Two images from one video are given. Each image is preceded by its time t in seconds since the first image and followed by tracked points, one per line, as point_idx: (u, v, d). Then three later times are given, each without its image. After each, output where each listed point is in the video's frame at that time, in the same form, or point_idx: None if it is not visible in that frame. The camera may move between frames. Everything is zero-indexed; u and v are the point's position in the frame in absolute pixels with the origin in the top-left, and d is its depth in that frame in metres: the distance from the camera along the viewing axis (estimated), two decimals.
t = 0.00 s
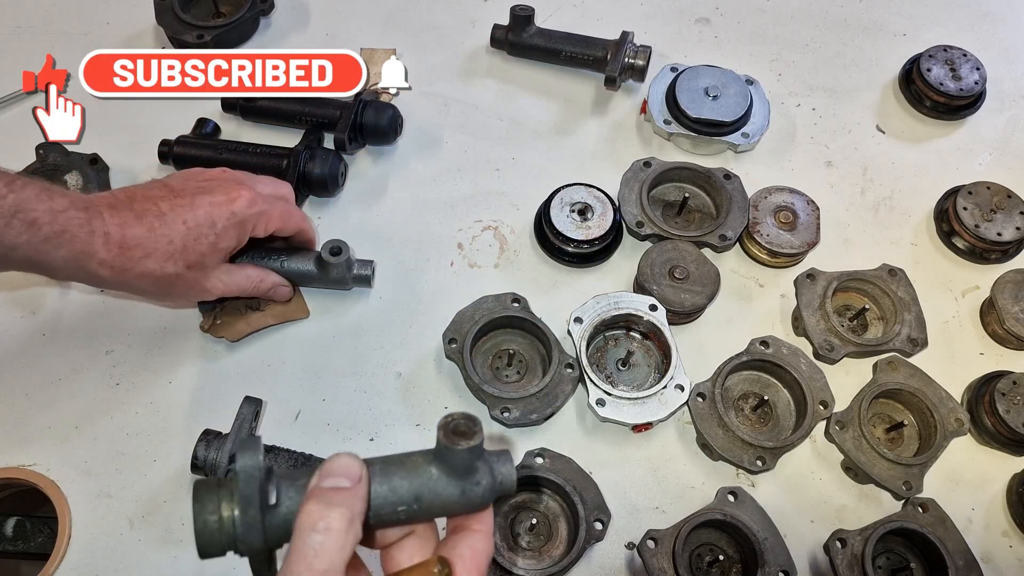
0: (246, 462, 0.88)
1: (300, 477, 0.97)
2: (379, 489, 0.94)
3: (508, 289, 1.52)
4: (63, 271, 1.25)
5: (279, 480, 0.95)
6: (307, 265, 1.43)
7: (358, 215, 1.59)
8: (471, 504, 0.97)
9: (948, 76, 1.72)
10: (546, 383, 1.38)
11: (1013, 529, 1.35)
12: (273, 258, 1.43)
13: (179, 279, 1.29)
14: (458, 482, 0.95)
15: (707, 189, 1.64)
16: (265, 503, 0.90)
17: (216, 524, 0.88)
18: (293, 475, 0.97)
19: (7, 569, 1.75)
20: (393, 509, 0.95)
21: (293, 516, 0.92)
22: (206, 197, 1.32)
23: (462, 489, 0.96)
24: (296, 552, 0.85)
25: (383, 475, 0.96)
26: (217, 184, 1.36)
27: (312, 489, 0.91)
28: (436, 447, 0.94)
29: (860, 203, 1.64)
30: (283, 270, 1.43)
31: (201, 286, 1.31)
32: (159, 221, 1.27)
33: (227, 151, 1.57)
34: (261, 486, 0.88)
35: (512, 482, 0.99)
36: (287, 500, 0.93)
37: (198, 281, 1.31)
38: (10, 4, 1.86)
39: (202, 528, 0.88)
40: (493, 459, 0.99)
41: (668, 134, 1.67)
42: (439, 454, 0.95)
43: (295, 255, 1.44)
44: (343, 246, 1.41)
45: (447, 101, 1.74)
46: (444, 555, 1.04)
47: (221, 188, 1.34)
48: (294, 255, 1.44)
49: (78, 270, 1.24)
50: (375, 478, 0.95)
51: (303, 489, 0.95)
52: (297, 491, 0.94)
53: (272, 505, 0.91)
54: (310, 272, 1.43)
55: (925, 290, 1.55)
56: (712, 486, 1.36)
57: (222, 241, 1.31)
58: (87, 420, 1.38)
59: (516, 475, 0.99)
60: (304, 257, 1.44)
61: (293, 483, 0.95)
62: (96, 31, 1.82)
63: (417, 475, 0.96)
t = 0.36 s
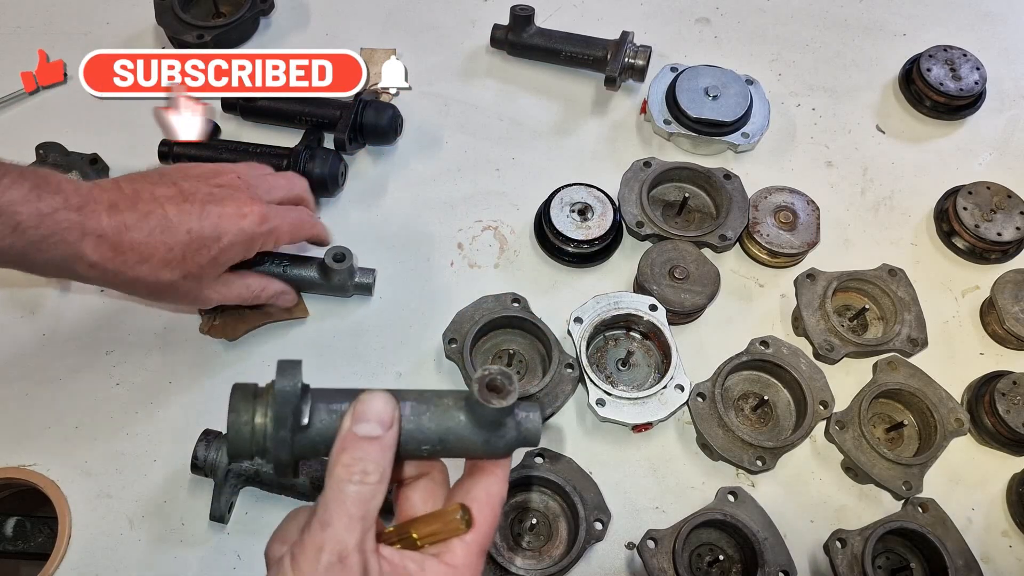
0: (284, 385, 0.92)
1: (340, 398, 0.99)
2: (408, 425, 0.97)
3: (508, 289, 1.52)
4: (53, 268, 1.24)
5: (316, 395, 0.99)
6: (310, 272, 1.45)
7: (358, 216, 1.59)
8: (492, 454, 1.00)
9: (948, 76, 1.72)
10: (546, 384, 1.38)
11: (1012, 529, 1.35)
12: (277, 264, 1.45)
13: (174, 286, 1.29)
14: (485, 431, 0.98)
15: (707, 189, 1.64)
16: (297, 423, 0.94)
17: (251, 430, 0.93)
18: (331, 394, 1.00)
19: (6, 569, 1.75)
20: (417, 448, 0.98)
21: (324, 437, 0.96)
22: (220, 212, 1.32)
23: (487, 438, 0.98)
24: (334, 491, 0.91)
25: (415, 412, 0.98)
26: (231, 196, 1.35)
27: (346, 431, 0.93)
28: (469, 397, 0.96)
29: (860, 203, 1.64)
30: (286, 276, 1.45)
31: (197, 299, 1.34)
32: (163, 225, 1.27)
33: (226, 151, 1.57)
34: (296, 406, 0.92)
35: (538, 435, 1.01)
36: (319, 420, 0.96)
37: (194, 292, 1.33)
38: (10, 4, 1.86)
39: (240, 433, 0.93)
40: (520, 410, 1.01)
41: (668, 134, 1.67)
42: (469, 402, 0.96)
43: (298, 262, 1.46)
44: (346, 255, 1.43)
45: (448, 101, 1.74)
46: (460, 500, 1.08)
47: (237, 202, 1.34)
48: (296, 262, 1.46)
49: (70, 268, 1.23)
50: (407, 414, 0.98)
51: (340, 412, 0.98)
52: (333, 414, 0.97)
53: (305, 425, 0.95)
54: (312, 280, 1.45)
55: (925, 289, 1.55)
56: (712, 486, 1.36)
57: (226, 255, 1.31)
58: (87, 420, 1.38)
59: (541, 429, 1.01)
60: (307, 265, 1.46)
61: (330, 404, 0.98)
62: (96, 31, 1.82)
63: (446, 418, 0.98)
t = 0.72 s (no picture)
0: (252, 344, 0.92)
1: (319, 360, 0.99)
2: (382, 388, 0.96)
3: (509, 290, 1.52)
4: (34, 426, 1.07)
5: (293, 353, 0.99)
6: (308, 276, 1.46)
7: (358, 216, 1.59)
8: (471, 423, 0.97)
9: (948, 76, 1.72)
10: (546, 383, 1.37)
11: (1013, 529, 1.35)
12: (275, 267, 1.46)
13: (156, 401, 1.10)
14: (463, 401, 0.95)
15: (707, 189, 1.64)
16: (269, 380, 0.94)
17: (228, 383, 0.96)
18: (310, 354, 0.99)
19: (6, 569, 1.75)
20: (394, 414, 0.97)
21: (296, 395, 0.97)
22: (97, 287, 1.05)
23: (465, 409, 0.95)
24: (303, 457, 0.91)
25: (391, 375, 0.96)
26: (112, 265, 1.08)
27: (316, 398, 0.91)
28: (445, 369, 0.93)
29: (860, 203, 1.64)
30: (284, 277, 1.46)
31: (150, 430, 1.02)
32: (119, 409, 1.03)
33: (226, 151, 1.57)
34: (265, 364, 0.92)
35: (520, 407, 0.96)
36: (294, 376, 0.97)
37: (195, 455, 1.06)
38: (10, 4, 1.86)
39: (217, 383, 0.97)
40: (502, 382, 0.97)
41: (668, 134, 1.67)
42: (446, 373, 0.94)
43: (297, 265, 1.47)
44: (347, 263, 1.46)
45: (448, 101, 1.74)
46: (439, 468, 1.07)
47: (118, 271, 1.07)
48: (296, 266, 1.47)
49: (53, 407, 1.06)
50: (381, 375, 0.96)
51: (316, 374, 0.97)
52: (306, 373, 0.97)
53: (280, 383, 0.96)
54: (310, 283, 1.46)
55: (925, 289, 1.55)
56: (712, 487, 1.36)
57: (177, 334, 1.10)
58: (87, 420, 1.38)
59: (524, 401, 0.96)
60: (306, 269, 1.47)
61: (307, 364, 0.98)
62: (96, 31, 1.82)
63: (422, 385, 0.96)
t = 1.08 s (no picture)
0: (209, 289, 0.92)
1: (282, 309, 0.99)
2: (344, 337, 0.97)
3: (508, 289, 1.52)
4: None
5: (255, 303, 1.00)
6: (309, 275, 1.45)
7: (358, 216, 1.59)
8: (435, 369, 0.99)
9: (948, 76, 1.72)
10: (546, 384, 1.38)
11: (1013, 529, 1.35)
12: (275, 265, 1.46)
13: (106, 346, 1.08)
14: (424, 347, 0.96)
15: (707, 189, 1.64)
16: (229, 326, 0.95)
17: (189, 334, 1.00)
18: (273, 305, 1.00)
19: (7, 569, 1.75)
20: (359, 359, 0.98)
21: (258, 343, 0.97)
22: (51, 223, 1.07)
23: (427, 355, 0.97)
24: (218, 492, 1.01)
25: (352, 324, 0.97)
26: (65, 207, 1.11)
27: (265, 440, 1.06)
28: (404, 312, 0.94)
29: (860, 203, 1.64)
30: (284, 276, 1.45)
31: (115, 366, 1.03)
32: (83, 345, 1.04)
33: (226, 151, 1.57)
34: (222, 310, 0.93)
35: (482, 353, 0.98)
36: (254, 324, 0.98)
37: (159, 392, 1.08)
38: (10, 4, 1.86)
39: (180, 332, 1.00)
40: (463, 328, 0.98)
41: (668, 134, 1.67)
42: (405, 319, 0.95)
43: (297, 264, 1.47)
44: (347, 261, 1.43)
45: (447, 101, 1.74)
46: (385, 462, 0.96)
47: (74, 210, 1.09)
48: (296, 265, 1.47)
49: None
50: (341, 323, 0.97)
51: (277, 321, 0.98)
52: (266, 321, 0.98)
53: (240, 331, 0.97)
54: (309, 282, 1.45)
55: (925, 289, 1.55)
56: (712, 487, 1.36)
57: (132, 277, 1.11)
58: (87, 419, 1.38)
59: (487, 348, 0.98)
60: (306, 267, 1.46)
61: (267, 312, 0.99)
62: (96, 31, 1.82)
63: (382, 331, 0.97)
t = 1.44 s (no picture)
0: (185, 289, 0.91)
1: (263, 304, 0.97)
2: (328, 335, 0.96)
3: (508, 289, 1.52)
4: None
5: (237, 295, 0.98)
6: (309, 275, 1.45)
7: (358, 216, 1.59)
8: (423, 365, 0.99)
9: (948, 76, 1.72)
10: (546, 384, 1.38)
11: (1013, 528, 1.35)
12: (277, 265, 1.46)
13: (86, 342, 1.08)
14: (412, 348, 0.96)
15: (707, 189, 1.64)
16: (211, 324, 0.94)
17: (171, 328, 0.98)
18: (256, 297, 0.98)
19: (7, 569, 1.75)
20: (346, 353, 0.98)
21: (240, 338, 0.97)
22: (15, 227, 1.04)
23: (416, 354, 0.97)
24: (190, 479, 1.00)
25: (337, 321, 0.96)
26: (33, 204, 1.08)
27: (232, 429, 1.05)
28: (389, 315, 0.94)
29: (860, 203, 1.64)
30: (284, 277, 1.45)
31: (95, 366, 1.03)
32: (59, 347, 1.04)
33: (226, 151, 1.57)
34: (201, 310, 0.92)
35: (473, 348, 0.98)
36: (236, 318, 0.97)
37: (145, 390, 1.08)
38: (10, 5, 1.86)
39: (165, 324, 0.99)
40: (452, 326, 0.98)
41: (668, 134, 1.67)
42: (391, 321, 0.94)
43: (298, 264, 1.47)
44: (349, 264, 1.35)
45: (447, 101, 1.74)
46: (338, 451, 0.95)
47: (37, 210, 1.05)
48: (297, 265, 1.47)
49: None
50: (326, 319, 0.96)
51: (260, 317, 0.96)
52: (247, 316, 0.97)
53: (223, 327, 0.96)
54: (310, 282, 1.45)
55: (925, 290, 1.55)
56: (712, 486, 1.36)
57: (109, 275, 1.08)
58: (87, 419, 1.38)
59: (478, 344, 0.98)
60: (307, 268, 1.46)
61: (250, 307, 0.97)
62: (96, 31, 1.82)
63: (368, 326, 0.96)
